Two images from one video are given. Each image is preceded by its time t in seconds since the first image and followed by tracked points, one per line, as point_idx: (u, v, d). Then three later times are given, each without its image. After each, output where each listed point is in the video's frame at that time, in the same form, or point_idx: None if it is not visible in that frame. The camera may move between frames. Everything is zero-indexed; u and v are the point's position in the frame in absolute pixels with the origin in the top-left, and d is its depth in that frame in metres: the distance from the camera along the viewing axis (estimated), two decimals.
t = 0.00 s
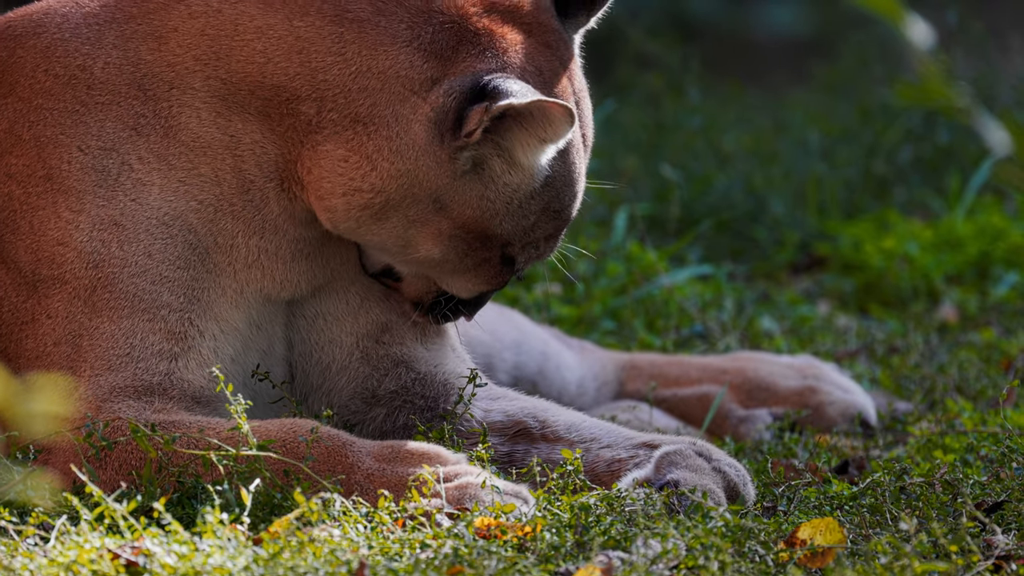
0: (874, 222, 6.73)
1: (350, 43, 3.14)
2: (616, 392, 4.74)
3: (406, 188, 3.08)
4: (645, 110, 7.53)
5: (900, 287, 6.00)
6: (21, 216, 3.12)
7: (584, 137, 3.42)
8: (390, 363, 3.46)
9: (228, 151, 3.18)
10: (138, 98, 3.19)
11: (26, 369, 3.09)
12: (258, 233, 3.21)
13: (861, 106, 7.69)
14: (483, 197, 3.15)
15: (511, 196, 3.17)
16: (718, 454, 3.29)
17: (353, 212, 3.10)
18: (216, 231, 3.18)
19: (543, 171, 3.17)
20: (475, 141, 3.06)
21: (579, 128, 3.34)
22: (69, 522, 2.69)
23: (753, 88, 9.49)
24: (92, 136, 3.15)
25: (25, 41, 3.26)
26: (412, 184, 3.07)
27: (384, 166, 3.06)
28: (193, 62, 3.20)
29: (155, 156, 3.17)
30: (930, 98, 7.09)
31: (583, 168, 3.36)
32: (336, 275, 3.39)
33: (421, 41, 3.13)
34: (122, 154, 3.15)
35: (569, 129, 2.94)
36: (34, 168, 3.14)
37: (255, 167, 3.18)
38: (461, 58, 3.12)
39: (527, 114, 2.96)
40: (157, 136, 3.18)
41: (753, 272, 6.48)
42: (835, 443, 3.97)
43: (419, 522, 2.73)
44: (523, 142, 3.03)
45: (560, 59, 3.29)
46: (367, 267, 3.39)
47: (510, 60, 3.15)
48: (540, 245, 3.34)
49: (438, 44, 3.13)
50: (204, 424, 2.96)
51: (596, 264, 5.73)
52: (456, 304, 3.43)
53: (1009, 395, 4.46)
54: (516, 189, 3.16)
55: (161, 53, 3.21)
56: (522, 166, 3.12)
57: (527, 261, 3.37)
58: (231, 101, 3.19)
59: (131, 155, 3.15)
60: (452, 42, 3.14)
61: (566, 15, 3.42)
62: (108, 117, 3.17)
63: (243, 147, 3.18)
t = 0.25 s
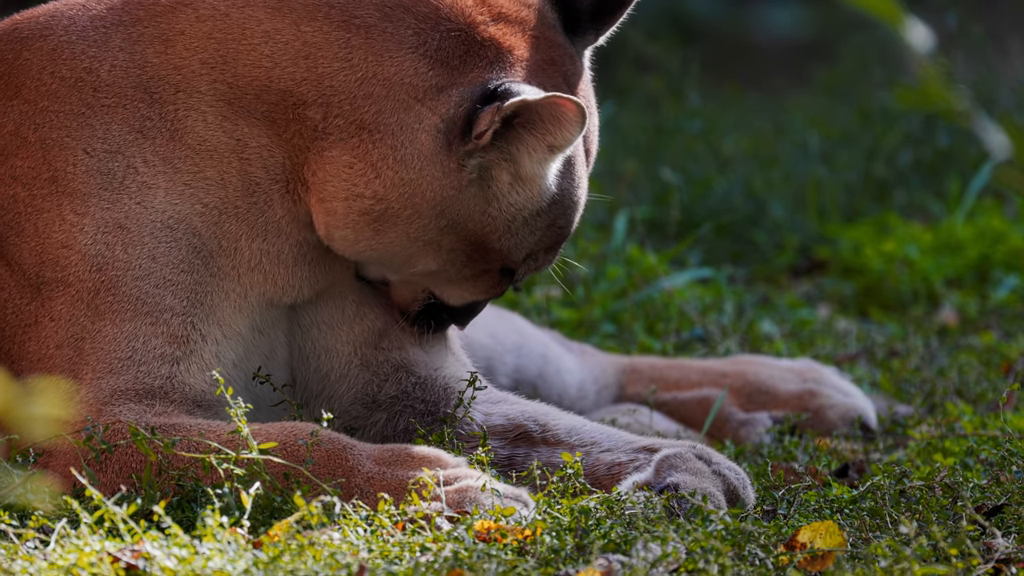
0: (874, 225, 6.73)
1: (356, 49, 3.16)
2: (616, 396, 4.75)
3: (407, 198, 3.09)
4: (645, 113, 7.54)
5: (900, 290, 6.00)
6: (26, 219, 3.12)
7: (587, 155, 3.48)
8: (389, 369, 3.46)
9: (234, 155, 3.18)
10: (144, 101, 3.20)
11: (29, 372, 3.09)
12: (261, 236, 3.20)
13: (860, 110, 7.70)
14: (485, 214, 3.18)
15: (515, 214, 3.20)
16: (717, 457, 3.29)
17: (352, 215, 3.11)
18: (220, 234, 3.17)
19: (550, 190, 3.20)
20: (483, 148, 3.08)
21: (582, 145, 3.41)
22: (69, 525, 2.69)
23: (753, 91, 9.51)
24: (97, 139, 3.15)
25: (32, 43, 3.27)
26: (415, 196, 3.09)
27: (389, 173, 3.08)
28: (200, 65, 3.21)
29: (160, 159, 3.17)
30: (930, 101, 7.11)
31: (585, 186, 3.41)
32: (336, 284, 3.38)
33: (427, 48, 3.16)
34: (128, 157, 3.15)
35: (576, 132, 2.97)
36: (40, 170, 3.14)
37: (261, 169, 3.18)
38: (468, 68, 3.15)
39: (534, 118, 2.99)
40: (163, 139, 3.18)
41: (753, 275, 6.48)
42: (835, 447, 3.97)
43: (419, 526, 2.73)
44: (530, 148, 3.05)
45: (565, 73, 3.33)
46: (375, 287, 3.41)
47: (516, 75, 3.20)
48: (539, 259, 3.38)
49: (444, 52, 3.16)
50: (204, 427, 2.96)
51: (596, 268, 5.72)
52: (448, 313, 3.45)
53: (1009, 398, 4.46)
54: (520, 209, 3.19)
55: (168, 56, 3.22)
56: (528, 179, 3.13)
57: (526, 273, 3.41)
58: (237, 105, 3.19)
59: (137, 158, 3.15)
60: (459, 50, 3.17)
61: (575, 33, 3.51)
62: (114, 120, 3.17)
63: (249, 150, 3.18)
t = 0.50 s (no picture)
0: (874, 230, 6.73)
1: (362, 57, 3.17)
2: (616, 401, 4.75)
3: (407, 209, 3.11)
4: (646, 117, 7.54)
5: (900, 296, 6.00)
6: (31, 222, 3.12)
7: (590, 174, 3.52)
8: (391, 375, 3.47)
9: (238, 160, 3.18)
10: (150, 105, 3.20)
11: (30, 376, 3.09)
12: (264, 243, 3.21)
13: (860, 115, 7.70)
14: (484, 226, 3.21)
15: (513, 228, 3.24)
16: (718, 462, 3.29)
17: (352, 224, 3.12)
18: (223, 241, 3.18)
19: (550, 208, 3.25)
20: (485, 159, 3.12)
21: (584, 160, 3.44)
22: (69, 530, 2.69)
23: (754, 96, 9.51)
24: (102, 143, 3.15)
25: (39, 47, 3.27)
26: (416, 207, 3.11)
27: (390, 184, 3.10)
28: (205, 69, 3.20)
29: (165, 163, 3.17)
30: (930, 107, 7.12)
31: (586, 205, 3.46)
32: (339, 291, 3.40)
33: (433, 60, 3.16)
34: (133, 162, 3.15)
35: (578, 145, 3.02)
36: (45, 174, 3.14)
37: (265, 176, 3.18)
38: (475, 81, 3.16)
39: (535, 129, 3.05)
40: (168, 144, 3.18)
41: (752, 280, 6.49)
42: (835, 452, 3.97)
43: (419, 531, 2.72)
44: (532, 161, 3.10)
45: (570, 90, 3.35)
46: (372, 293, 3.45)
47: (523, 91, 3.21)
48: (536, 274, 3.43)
49: (450, 64, 3.16)
50: (205, 432, 2.96)
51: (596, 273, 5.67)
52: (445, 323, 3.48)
53: (1009, 403, 4.47)
54: (519, 224, 3.23)
55: (174, 60, 3.22)
56: (528, 194, 3.17)
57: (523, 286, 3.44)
58: (242, 110, 3.19)
59: (141, 162, 3.16)
60: (464, 64, 3.17)
61: (582, 51, 3.49)
62: (119, 124, 3.17)
63: (253, 157, 3.18)
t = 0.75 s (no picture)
0: (875, 234, 6.73)
1: (364, 66, 3.16)
2: (617, 405, 4.75)
3: (415, 214, 3.10)
4: (646, 121, 7.53)
5: (900, 300, 6.00)
6: (32, 226, 3.13)
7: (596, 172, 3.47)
8: (396, 379, 3.47)
9: (239, 167, 3.18)
10: (152, 111, 3.20)
11: (30, 380, 3.09)
12: (267, 251, 3.21)
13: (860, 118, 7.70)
14: (491, 227, 3.17)
15: (519, 226, 3.19)
16: (718, 467, 3.29)
17: (360, 233, 3.12)
18: (225, 247, 3.18)
19: (553, 204, 3.19)
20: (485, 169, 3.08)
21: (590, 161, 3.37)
22: (69, 534, 2.69)
23: (754, 100, 9.52)
24: (104, 148, 3.15)
25: (40, 51, 3.28)
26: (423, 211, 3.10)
27: (395, 190, 3.08)
28: (208, 77, 3.21)
29: (166, 169, 3.17)
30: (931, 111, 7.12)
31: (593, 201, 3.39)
32: (347, 292, 3.40)
33: (435, 67, 3.15)
34: (134, 167, 3.15)
35: (577, 161, 2.94)
36: (46, 178, 3.14)
37: (266, 184, 3.18)
38: (476, 86, 3.13)
39: (536, 145, 2.96)
40: (170, 150, 3.18)
41: (753, 284, 6.49)
42: (835, 456, 3.97)
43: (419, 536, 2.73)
44: (532, 172, 3.04)
45: (573, 90, 3.31)
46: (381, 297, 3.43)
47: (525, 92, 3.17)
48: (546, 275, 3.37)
49: (452, 72, 3.14)
50: (205, 436, 2.97)
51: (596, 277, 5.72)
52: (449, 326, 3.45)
53: (1010, 407, 4.46)
54: (524, 220, 3.18)
55: (175, 66, 3.23)
56: (531, 196, 3.12)
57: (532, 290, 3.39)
58: (244, 118, 3.19)
59: (143, 167, 3.16)
60: (465, 70, 3.15)
61: (583, 47, 3.50)
62: (120, 129, 3.17)
63: (255, 164, 3.18)
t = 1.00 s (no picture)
0: (875, 238, 6.73)
1: (365, 75, 3.16)
2: (617, 408, 4.75)
3: (411, 224, 3.10)
4: (646, 125, 7.54)
5: (900, 303, 6.00)
6: (32, 231, 3.13)
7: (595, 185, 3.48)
8: (392, 384, 3.47)
9: (241, 173, 3.18)
10: (152, 116, 3.20)
11: (30, 384, 3.09)
12: (266, 255, 3.21)
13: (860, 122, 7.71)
14: (488, 241, 3.17)
15: (517, 244, 3.19)
16: (718, 470, 3.29)
17: (355, 240, 3.12)
18: (225, 251, 3.18)
19: (553, 221, 3.19)
20: (488, 177, 3.08)
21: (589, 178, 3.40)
22: (70, 537, 2.69)
23: (754, 104, 9.52)
24: (104, 152, 3.16)
25: (40, 55, 3.28)
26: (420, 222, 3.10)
27: (393, 200, 3.09)
28: (209, 83, 3.21)
29: (167, 173, 3.17)
30: (930, 114, 7.12)
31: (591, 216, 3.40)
32: (343, 299, 3.39)
33: (435, 75, 3.16)
34: (135, 171, 3.15)
35: (581, 164, 2.94)
36: (46, 183, 3.15)
37: (268, 190, 3.19)
38: (476, 96, 3.14)
39: (539, 147, 2.97)
40: (170, 155, 3.18)
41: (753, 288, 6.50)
42: (835, 459, 3.97)
43: (419, 538, 2.73)
44: (534, 178, 3.03)
45: (571, 103, 3.33)
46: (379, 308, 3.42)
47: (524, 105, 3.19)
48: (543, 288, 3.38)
49: (452, 81, 3.15)
50: (206, 439, 2.97)
51: (596, 281, 5.70)
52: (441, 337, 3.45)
53: (1010, 411, 4.46)
54: (523, 238, 3.18)
55: (176, 72, 3.23)
56: (531, 209, 3.11)
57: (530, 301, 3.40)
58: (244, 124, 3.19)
59: (143, 172, 3.16)
60: (466, 79, 3.16)
61: (586, 62, 3.51)
62: (121, 134, 3.18)
63: (256, 170, 3.19)
